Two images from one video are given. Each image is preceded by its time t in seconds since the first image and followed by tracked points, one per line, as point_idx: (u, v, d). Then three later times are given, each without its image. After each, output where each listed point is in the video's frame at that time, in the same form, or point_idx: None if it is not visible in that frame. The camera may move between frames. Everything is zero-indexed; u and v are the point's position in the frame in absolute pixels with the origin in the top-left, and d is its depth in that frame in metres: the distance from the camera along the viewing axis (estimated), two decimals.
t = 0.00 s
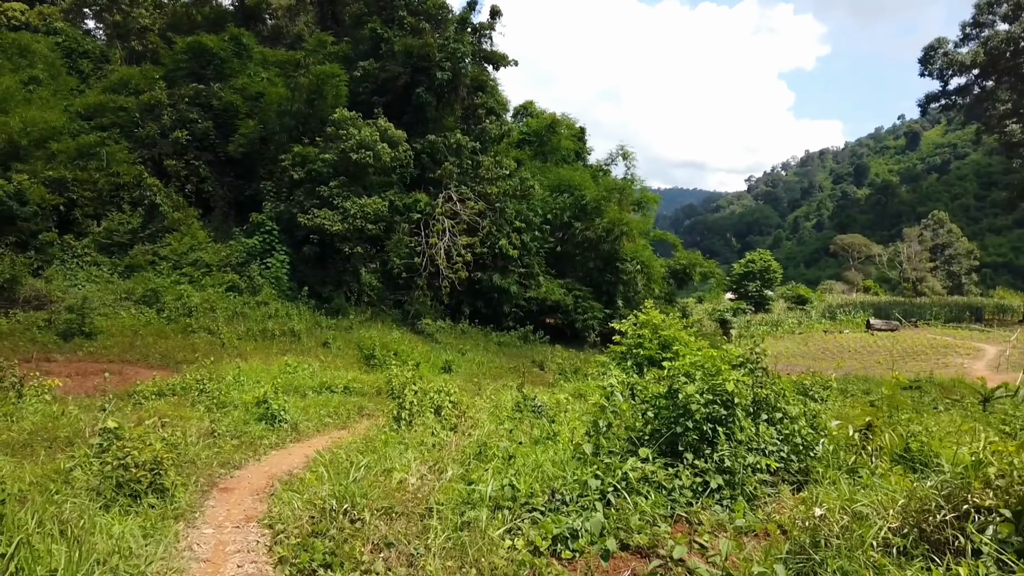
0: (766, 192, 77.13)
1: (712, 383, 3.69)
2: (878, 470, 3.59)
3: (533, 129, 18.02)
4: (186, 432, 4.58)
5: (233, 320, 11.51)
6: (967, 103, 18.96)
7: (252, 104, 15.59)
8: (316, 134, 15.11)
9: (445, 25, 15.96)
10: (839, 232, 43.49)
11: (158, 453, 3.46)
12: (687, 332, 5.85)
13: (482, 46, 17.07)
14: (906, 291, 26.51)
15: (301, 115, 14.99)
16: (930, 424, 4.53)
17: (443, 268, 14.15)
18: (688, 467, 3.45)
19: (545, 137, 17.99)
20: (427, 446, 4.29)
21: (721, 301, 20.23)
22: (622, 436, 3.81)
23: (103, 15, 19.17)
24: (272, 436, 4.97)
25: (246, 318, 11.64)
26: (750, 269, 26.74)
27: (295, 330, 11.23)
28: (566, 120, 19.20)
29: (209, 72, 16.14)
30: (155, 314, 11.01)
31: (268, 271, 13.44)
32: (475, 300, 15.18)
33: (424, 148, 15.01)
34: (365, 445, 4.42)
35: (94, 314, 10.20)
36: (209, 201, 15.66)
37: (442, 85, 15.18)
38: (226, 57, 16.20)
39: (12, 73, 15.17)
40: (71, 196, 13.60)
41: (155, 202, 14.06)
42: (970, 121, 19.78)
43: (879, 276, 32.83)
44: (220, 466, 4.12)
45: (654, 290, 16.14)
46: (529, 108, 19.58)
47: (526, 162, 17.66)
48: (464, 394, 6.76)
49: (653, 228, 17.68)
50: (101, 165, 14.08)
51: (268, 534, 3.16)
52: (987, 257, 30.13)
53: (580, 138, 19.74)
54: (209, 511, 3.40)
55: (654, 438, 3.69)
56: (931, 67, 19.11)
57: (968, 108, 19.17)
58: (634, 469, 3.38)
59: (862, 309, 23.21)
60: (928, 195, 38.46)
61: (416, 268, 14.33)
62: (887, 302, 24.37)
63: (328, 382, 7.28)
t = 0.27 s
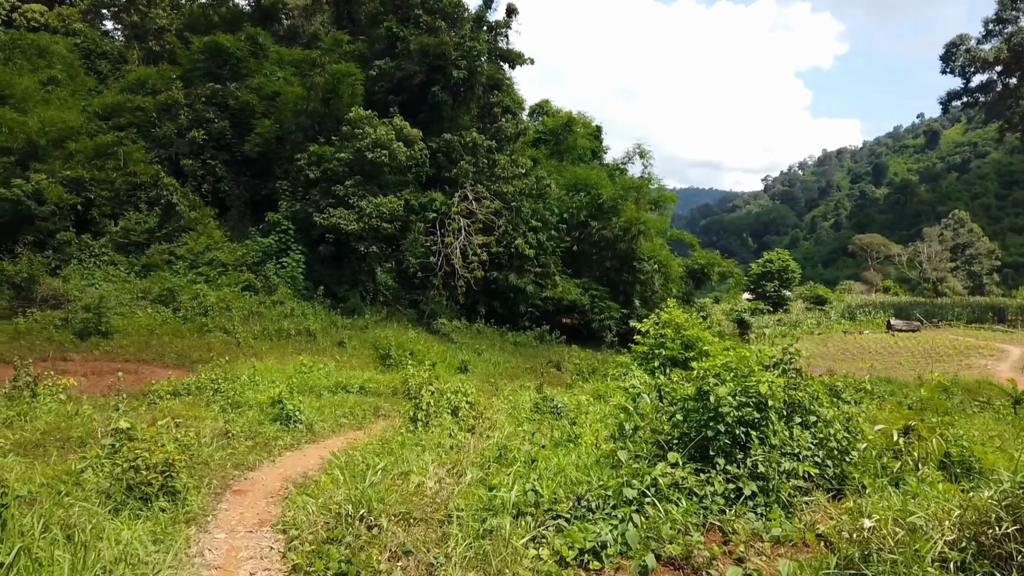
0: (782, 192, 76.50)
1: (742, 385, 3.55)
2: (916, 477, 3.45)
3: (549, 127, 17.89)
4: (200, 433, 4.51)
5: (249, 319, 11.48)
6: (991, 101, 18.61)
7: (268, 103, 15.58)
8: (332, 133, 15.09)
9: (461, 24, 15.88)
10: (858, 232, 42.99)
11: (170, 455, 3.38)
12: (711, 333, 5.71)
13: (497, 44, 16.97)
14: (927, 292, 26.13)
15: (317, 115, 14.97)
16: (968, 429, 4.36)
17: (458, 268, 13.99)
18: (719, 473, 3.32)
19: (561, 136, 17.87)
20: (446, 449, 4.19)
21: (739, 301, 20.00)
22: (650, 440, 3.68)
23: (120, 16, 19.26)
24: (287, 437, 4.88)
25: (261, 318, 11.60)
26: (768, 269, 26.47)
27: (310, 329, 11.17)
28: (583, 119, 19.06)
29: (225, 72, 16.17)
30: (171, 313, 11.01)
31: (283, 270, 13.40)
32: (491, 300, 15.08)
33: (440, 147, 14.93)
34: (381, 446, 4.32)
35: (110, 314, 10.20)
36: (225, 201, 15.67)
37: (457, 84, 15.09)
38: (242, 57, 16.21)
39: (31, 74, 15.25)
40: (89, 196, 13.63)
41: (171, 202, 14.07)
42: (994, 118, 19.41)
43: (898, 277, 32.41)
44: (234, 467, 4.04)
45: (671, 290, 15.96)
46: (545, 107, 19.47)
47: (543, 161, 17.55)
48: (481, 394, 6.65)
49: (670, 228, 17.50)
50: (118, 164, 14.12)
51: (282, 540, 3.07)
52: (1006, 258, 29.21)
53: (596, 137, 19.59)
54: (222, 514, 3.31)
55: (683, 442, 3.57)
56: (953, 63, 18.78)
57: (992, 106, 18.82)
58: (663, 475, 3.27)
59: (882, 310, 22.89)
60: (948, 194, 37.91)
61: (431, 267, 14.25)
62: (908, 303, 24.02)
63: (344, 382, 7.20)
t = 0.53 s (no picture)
0: (801, 192, 75.83)
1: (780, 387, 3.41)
2: (966, 485, 3.29)
3: (567, 126, 17.76)
4: (216, 433, 4.44)
5: (266, 318, 11.45)
6: (1017, 98, 18.24)
7: (286, 103, 15.56)
8: (349, 132, 15.06)
9: (479, 22, 15.79)
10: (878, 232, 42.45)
11: (186, 457, 3.31)
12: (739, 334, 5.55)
13: (516, 42, 16.87)
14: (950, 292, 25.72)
15: (335, 114, 14.94)
16: (1013, 435, 4.19)
17: (475, 267, 13.78)
18: (759, 479, 3.19)
19: (579, 135, 17.73)
20: (467, 451, 4.08)
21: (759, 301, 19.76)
22: (684, 444, 3.56)
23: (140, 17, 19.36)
24: (304, 438, 4.80)
25: (279, 317, 11.56)
26: (788, 269, 26.16)
27: (328, 329, 11.12)
28: (601, 117, 18.92)
29: (244, 71, 16.19)
30: (189, 312, 11.00)
31: (301, 269, 13.37)
32: (509, 300, 14.97)
33: (458, 146, 14.84)
34: (400, 448, 4.22)
35: (129, 312, 10.19)
36: (244, 200, 15.67)
37: (475, 82, 14.99)
38: (260, 56, 16.22)
39: (52, 74, 15.35)
40: (109, 195, 13.68)
41: (190, 201, 14.09)
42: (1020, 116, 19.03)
43: (921, 277, 31.96)
44: (250, 469, 3.96)
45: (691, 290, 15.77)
46: (563, 105, 19.33)
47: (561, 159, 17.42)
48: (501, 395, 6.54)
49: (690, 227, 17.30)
50: (137, 163, 14.14)
51: (299, 545, 2.97)
52: None
53: (615, 135, 19.43)
54: (239, 518, 3.23)
55: (718, 446, 3.44)
56: (977, 60, 18.45)
57: (1018, 103, 18.45)
58: (699, 481, 3.13)
59: (905, 310, 22.53)
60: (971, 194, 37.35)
61: (449, 266, 14.16)
62: (932, 303, 23.64)
63: (361, 381, 7.12)
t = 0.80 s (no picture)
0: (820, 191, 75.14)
1: (815, 391, 3.27)
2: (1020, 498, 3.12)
3: (584, 125, 17.61)
4: (230, 435, 4.36)
5: (283, 317, 11.41)
6: None
7: (303, 102, 15.53)
8: (366, 131, 15.01)
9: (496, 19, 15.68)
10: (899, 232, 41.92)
11: (198, 459, 3.23)
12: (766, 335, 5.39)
13: (533, 40, 16.75)
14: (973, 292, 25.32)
15: (351, 113, 14.89)
16: None
17: (492, 266, 13.74)
18: (798, 488, 3.06)
19: (597, 133, 17.57)
20: (487, 454, 3.98)
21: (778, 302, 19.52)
22: (714, 449, 3.43)
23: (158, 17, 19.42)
24: (319, 439, 4.71)
25: (295, 316, 11.51)
26: (807, 269, 25.86)
27: (344, 328, 11.06)
28: (619, 116, 18.75)
29: (261, 70, 16.19)
30: (206, 311, 10.98)
31: (318, 269, 13.33)
32: (525, 300, 14.86)
33: (474, 145, 14.74)
34: (417, 450, 4.12)
35: (146, 311, 10.17)
36: (260, 199, 15.65)
37: (492, 80, 14.88)
38: (277, 55, 16.21)
39: (72, 74, 15.43)
40: (127, 194, 13.70)
41: (207, 200, 14.09)
42: None
43: (942, 277, 31.50)
44: (264, 470, 3.88)
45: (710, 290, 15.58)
46: (580, 104, 19.19)
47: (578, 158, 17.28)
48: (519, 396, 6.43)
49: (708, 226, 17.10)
50: (155, 163, 14.16)
51: (314, 553, 2.88)
52: None
53: (632, 134, 19.27)
54: (252, 523, 3.15)
55: (752, 453, 3.30)
56: (1001, 57, 18.14)
57: None
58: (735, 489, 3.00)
59: (928, 311, 22.19)
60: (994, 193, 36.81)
61: (465, 266, 14.06)
62: (954, 304, 23.27)
63: (378, 382, 7.04)
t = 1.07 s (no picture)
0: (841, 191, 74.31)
1: (855, 391, 3.14)
2: None
3: (603, 123, 17.47)
4: (246, 434, 4.30)
5: (301, 316, 11.39)
6: None
7: (321, 101, 15.51)
8: (384, 130, 14.98)
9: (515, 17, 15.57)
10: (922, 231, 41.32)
11: (212, 459, 3.16)
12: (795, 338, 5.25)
13: (551, 38, 16.64)
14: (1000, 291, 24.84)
15: (370, 112, 14.88)
16: None
17: (510, 266, 13.64)
18: (838, 495, 2.93)
19: (616, 132, 17.44)
20: (509, 456, 3.88)
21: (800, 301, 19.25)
22: (748, 453, 3.31)
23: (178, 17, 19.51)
24: (337, 438, 4.64)
25: (313, 315, 11.49)
26: (829, 269, 25.52)
27: (362, 327, 11.01)
28: (638, 114, 18.58)
29: (280, 70, 16.22)
30: (225, 310, 10.99)
31: (336, 268, 13.32)
32: (543, 299, 14.75)
33: (492, 143, 14.65)
34: (436, 450, 4.03)
35: (165, 310, 10.19)
36: (279, 198, 15.66)
37: (510, 78, 14.79)
38: (296, 55, 16.23)
39: (93, 75, 15.54)
40: (147, 193, 13.76)
41: (226, 199, 14.11)
42: None
43: (967, 277, 30.99)
44: (281, 471, 3.81)
45: (731, 289, 15.39)
46: (599, 102, 19.04)
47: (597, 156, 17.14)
48: (539, 395, 6.33)
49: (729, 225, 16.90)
50: (175, 162, 14.21)
51: (329, 558, 2.80)
52: None
53: (651, 132, 19.11)
54: (267, 525, 3.07)
55: (788, 457, 3.17)
56: None
57: None
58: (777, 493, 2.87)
59: (953, 311, 21.80)
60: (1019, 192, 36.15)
61: (483, 265, 13.97)
62: (980, 304, 22.85)
63: (396, 381, 6.97)
